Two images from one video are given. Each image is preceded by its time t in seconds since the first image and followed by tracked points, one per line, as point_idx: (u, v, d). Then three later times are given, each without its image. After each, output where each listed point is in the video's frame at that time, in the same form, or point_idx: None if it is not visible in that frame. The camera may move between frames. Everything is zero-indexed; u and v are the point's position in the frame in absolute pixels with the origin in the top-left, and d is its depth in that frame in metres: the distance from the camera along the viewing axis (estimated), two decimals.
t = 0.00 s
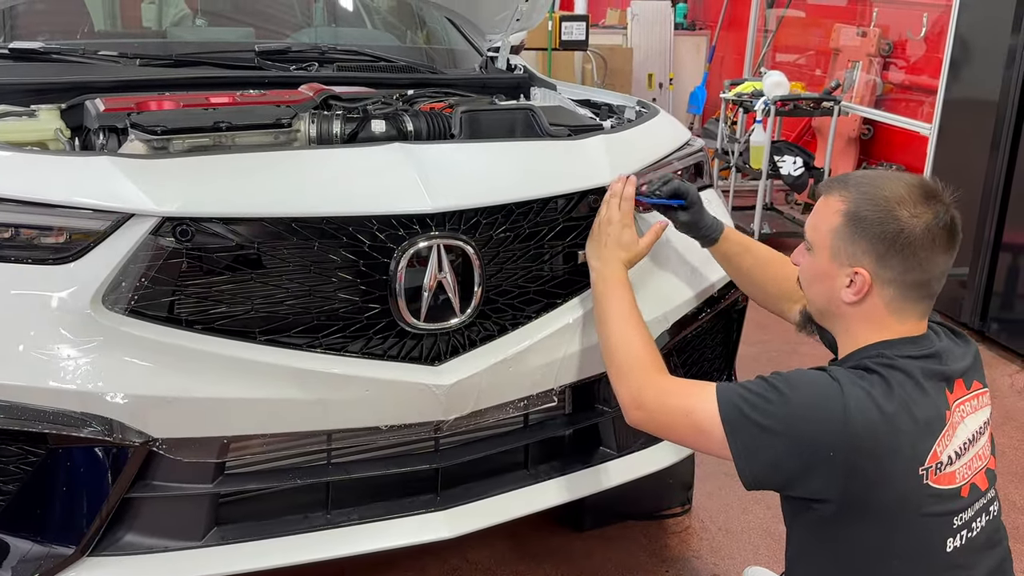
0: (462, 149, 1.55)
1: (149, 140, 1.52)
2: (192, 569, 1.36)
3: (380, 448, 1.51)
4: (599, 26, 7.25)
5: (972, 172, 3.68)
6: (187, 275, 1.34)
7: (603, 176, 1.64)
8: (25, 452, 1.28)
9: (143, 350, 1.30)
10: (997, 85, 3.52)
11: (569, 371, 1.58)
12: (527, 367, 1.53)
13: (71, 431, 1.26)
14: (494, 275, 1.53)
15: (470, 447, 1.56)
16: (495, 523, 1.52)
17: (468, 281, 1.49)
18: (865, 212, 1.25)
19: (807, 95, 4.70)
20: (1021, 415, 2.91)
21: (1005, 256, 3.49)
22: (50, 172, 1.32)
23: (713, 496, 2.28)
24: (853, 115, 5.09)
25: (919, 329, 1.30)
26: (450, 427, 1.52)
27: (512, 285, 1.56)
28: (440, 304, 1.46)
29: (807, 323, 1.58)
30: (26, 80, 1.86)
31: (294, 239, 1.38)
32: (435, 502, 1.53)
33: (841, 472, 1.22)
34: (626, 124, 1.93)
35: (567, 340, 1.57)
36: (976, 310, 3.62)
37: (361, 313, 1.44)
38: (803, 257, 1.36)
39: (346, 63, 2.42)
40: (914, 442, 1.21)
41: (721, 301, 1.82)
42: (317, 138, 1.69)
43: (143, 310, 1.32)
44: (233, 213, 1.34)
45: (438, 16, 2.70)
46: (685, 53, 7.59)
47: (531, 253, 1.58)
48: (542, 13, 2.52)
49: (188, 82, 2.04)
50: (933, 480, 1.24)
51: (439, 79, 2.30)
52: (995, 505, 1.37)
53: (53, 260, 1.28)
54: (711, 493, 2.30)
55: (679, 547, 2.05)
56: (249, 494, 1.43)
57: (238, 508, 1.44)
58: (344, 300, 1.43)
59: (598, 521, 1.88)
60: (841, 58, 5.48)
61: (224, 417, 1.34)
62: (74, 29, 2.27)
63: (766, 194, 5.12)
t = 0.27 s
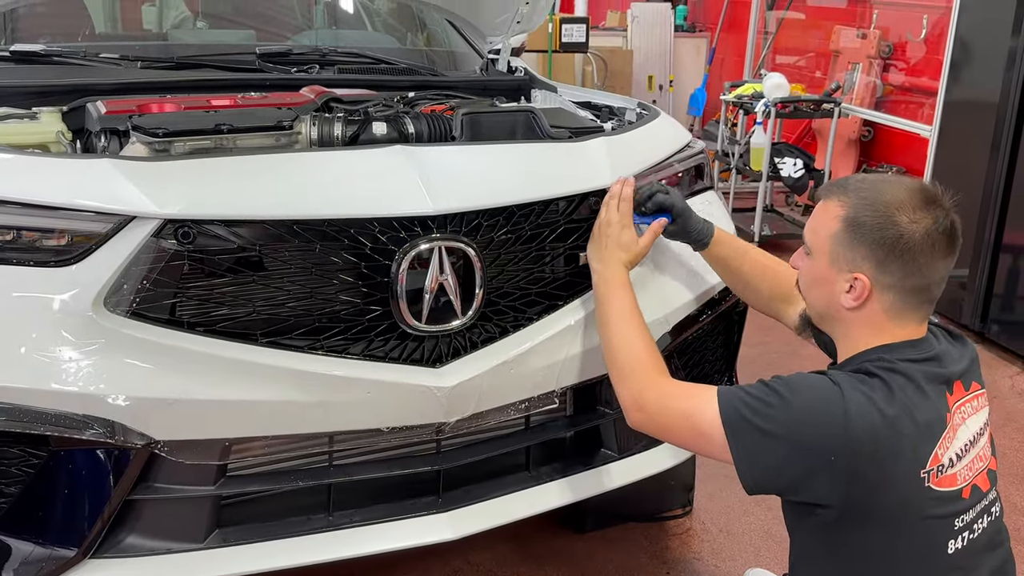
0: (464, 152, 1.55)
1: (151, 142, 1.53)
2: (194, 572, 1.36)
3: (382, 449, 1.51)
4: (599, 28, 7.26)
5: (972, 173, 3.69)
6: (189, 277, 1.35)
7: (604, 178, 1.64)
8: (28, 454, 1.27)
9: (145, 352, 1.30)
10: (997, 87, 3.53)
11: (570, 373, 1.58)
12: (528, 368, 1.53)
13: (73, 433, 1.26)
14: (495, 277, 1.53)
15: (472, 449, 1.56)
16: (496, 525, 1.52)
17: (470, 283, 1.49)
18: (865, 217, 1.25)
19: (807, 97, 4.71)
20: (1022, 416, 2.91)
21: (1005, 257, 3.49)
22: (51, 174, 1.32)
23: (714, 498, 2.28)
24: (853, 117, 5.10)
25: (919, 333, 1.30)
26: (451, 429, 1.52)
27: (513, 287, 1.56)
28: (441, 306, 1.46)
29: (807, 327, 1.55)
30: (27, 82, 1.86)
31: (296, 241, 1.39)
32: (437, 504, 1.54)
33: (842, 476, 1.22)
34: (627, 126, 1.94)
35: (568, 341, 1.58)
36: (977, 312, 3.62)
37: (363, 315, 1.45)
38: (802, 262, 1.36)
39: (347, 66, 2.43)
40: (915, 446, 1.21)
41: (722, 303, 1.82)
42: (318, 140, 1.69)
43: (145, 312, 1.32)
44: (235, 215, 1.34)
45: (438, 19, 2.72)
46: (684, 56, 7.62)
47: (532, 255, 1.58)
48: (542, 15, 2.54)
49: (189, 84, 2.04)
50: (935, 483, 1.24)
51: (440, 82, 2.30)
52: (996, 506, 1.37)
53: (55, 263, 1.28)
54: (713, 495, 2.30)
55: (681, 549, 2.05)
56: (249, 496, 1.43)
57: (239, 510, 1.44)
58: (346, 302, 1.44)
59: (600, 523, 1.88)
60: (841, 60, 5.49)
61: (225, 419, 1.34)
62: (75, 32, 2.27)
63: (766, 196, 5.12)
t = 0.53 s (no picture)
0: (464, 153, 1.55)
1: (151, 144, 1.54)
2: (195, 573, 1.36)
3: (383, 451, 1.51)
4: (600, 29, 7.26)
5: (973, 174, 3.69)
6: (190, 279, 1.35)
7: (605, 179, 1.64)
8: (30, 456, 1.28)
9: (147, 354, 1.31)
10: (997, 88, 3.53)
11: (571, 375, 1.58)
12: (529, 370, 1.53)
13: (74, 435, 1.27)
14: (495, 278, 1.54)
15: (473, 450, 1.57)
16: (497, 527, 1.52)
17: (470, 284, 1.49)
18: (865, 219, 1.26)
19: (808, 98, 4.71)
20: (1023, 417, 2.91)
21: (1006, 258, 3.49)
22: (53, 176, 1.33)
23: (716, 499, 2.28)
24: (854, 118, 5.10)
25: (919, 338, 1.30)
26: (452, 431, 1.52)
27: (514, 289, 1.56)
28: (442, 307, 1.46)
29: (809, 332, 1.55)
30: (28, 84, 1.86)
31: (296, 243, 1.39)
32: (438, 505, 1.53)
33: (847, 483, 1.22)
34: (627, 127, 1.94)
35: (569, 343, 1.58)
36: (978, 313, 3.62)
37: (364, 317, 1.45)
38: (803, 265, 1.36)
39: (348, 67, 2.43)
40: (920, 455, 1.21)
41: (722, 304, 1.82)
42: (319, 142, 1.68)
43: (146, 314, 1.33)
44: (236, 217, 1.34)
45: (438, 21, 2.71)
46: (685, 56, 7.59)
47: (533, 257, 1.58)
48: (544, 16, 2.55)
49: (190, 86, 2.05)
50: (939, 492, 1.24)
51: (440, 83, 2.31)
52: (997, 511, 1.37)
53: (56, 264, 1.28)
54: (713, 496, 2.30)
55: (681, 550, 2.05)
56: (250, 497, 1.44)
57: (241, 511, 1.44)
58: (347, 303, 1.44)
59: (601, 524, 1.89)
60: (841, 61, 5.49)
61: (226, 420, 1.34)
62: (76, 33, 2.27)
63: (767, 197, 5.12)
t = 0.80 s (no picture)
0: (465, 155, 1.55)
1: (152, 146, 1.54)
2: None
3: (385, 453, 1.51)
4: (601, 30, 7.26)
5: (975, 174, 3.68)
6: (191, 281, 1.35)
7: (606, 180, 1.64)
8: (31, 458, 1.29)
9: (147, 356, 1.31)
10: (999, 88, 3.52)
11: (572, 376, 1.58)
12: (530, 371, 1.53)
13: (75, 437, 1.27)
14: (497, 280, 1.54)
15: (475, 452, 1.56)
16: (498, 528, 1.52)
17: (471, 286, 1.49)
18: (860, 218, 1.26)
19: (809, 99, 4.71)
20: None
21: (1008, 258, 3.48)
22: (54, 178, 1.33)
23: (717, 500, 2.28)
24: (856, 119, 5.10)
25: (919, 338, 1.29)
26: (454, 433, 1.52)
27: (515, 290, 1.56)
28: (443, 309, 1.46)
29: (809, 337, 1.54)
30: (30, 87, 1.86)
31: (297, 245, 1.39)
32: (439, 507, 1.53)
33: (846, 482, 1.22)
34: (628, 128, 1.94)
35: (570, 344, 1.57)
36: (980, 313, 3.62)
37: (365, 319, 1.45)
38: (802, 267, 1.37)
39: (349, 69, 2.43)
40: (920, 452, 1.21)
41: (724, 305, 1.82)
42: (320, 144, 1.68)
43: (148, 316, 1.32)
44: (237, 219, 1.34)
45: (439, 21, 2.70)
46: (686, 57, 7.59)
47: (534, 258, 1.58)
48: (545, 18, 2.55)
49: (191, 88, 2.05)
50: (940, 488, 1.23)
51: (442, 85, 2.31)
52: (998, 507, 1.37)
53: (57, 267, 1.29)
54: (715, 497, 2.29)
55: (683, 551, 2.05)
56: (252, 499, 1.44)
57: (242, 513, 1.44)
58: (348, 305, 1.44)
59: (603, 526, 1.88)
60: (843, 61, 5.48)
61: (227, 422, 1.34)
62: (78, 36, 2.28)
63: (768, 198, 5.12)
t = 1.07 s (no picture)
0: (468, 156, 1.55)
1: (154, 148, 1.53)
2: None
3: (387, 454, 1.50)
4: (603, 30, 7.25)
5: (978, 174, 3.67)
6: (194, 282, 1.34)
7: (609, 181, 1.64)
8: (33, 459, 1.29)
9: (150, 357, 1.30)
10: (1002, 88, 3.51)
11: (575, 377, 1.58)
12: (533, 372, 1.52)
13: (77, 438, 1.27)
14: (500, 280, 1.53)
15: (477, 453, 1.56)
16: (500, 530, 1.52)
17: (474, 287, 1.49)
18: (854, 218, 1.26)
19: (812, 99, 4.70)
20: None
21: (1012, 259, 3.48)
22: (56, 180, 1.32)
23: (720, 501, 2.27)
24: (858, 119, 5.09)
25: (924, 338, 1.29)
26: (457, 434, 1.52)
27: (518, 291, 1.56)
28: (446, 310, 1.46)
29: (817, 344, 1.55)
30: (32, 88, 1.86)
31: (300, 246, 1.39)
32: (442, 508, 1.53)
33: (849, 487, 1.21)
34: (631, 128, 1.94)
35: (573, 345, 1.57)
36: (983, 313, 3.62)
37: (368, 320, 1.45)
38: (804, 272, 1.36)
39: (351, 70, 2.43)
40: (924, 459, 1.20)
41: (727, 305, 1.81)
42: (323, 144, 1.67)
43: (150, 317, 1.32)
44: (240, 221, 1.34)
45: (442, 22, 2.68)
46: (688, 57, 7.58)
47: (537, 259, 1.58)
48: (547, 18, 2.55)
49: (193, 89, 2.05)
50: (944, 497, 1.23)
51: (444, 85, 2.30)
52: (1003, 515, 1.36)
53: (59, 268, 1.29)
54: (717, 498, 2.29)
55: (686, 552, 2.04)
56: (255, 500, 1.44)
57: (244, 514, 1.44)
58: (350, 306, 1.44)
59: (606, 527, 1.88)
60: (845, 61, 5.48)
61: (230, 424, 1.34)
62: (80, 37, 2.27)
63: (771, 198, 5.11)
